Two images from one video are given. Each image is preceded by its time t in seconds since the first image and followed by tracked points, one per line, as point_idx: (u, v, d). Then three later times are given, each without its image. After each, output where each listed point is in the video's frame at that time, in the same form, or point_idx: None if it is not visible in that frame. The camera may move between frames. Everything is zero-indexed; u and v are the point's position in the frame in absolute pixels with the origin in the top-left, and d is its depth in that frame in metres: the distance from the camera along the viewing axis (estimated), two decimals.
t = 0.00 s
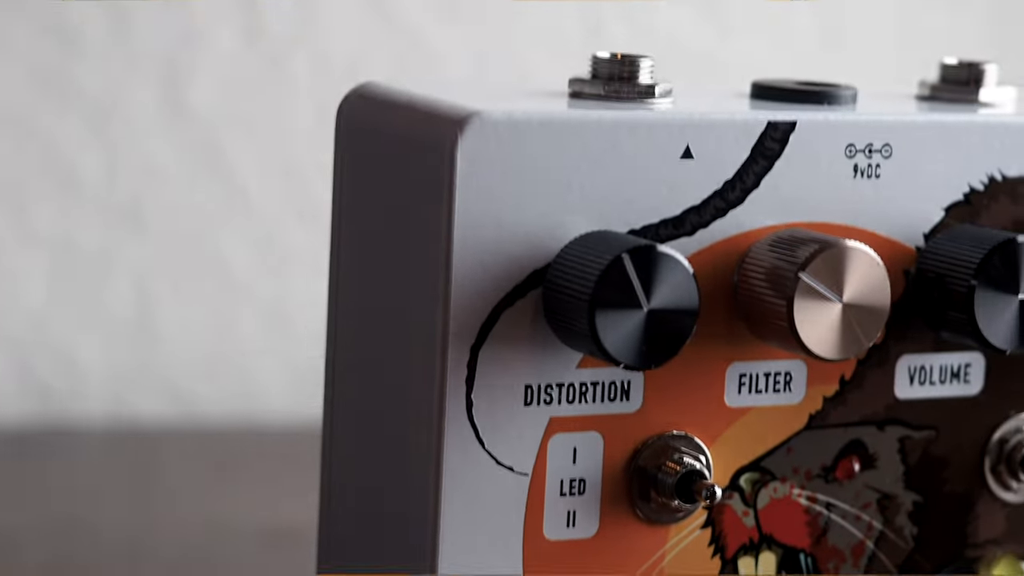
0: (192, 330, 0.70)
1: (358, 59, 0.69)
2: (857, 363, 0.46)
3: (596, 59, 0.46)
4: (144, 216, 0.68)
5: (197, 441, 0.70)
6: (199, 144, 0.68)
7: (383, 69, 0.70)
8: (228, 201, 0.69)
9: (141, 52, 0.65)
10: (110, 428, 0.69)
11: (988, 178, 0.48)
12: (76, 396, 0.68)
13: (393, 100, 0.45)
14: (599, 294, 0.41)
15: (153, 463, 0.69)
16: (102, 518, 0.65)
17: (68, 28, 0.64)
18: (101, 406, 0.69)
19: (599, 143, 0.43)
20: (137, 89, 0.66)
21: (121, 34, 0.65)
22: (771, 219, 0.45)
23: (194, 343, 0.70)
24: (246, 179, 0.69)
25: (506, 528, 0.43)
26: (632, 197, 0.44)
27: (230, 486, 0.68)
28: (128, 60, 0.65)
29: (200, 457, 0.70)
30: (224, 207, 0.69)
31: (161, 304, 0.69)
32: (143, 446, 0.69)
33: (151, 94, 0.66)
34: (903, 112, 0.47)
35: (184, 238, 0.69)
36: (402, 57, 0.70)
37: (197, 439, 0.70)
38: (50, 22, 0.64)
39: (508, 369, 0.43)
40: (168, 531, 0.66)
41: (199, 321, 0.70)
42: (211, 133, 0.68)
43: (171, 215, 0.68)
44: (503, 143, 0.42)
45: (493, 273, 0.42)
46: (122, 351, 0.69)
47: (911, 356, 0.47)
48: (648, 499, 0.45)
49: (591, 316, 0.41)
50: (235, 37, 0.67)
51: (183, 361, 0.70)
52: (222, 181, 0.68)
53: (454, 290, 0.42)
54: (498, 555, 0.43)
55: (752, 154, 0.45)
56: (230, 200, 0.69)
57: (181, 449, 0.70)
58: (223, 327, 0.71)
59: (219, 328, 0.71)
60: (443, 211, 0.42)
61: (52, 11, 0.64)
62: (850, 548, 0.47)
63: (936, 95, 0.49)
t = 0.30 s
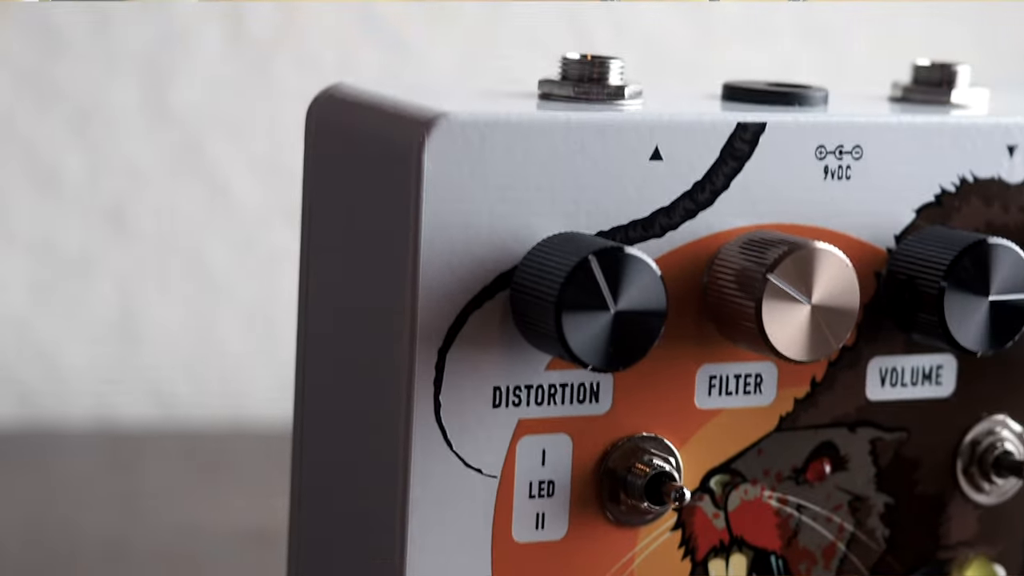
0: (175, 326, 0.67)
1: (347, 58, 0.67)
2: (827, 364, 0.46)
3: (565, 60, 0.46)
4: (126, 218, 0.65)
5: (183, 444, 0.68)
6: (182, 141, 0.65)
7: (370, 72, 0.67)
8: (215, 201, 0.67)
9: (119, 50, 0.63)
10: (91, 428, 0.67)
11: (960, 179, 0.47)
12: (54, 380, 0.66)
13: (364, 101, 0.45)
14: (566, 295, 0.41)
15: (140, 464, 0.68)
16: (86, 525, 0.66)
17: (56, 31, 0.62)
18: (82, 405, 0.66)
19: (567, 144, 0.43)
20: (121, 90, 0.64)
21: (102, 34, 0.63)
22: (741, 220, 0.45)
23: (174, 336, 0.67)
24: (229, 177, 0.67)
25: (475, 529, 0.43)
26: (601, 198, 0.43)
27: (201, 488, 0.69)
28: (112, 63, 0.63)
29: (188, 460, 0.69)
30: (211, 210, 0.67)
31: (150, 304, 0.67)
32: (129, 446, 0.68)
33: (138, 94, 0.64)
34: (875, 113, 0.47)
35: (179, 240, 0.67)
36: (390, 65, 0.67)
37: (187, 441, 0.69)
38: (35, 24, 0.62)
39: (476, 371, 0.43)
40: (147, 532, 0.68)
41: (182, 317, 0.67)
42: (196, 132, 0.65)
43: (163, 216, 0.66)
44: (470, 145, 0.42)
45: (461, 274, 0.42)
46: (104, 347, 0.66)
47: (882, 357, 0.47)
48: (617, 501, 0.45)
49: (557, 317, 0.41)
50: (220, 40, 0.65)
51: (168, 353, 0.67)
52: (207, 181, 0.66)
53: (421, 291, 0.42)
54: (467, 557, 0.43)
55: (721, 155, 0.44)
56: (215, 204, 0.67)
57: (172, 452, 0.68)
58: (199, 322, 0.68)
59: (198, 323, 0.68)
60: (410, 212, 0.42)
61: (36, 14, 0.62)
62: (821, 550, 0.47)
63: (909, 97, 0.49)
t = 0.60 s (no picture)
0: (163, 327, 0.65)
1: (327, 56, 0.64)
2: (800, 363, 0.46)
3: (535, 59, 0.46)
4: (113, 218, 0.63)
5: (172, 445, 0.66)
6: (172, 147, 0.63)
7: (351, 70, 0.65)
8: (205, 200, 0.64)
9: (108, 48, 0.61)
10: (80, 429, 0.64)
11: (934, 177, 0.47)
12: (40, 379, 0.63)
13: (334, 101, 0.45)
14: (535, 294, 0.41)
15: (125, 466, 0.65)
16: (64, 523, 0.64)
17: (39, 30, 0.60)
18: (69, 406, 0.63)
19: (537, 143, 0.43)
20: (107, 90, 0.61)
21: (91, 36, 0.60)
22: (713, 219, 0.45)
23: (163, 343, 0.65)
24: (217, 177, 0.64)
25: (445, 528, 0.43)
26: (571, 197, 0.43)
27: (190, 487, 0.66)
28: (100, 61, 0.61)
29: (176, 458, 0.66)
30: (198, 208, 0.64)
31: (133, 304, 0.64)
32: (115, 447, 0.65)
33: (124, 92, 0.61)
34: (848, 112, 0.47)
35: (163, 236, 0.64)
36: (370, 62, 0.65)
37: (174, 440, 0.66)
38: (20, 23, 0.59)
39: (447, 370, 0.43)
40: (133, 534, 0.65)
41: (170, 317, 0.65)
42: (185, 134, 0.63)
43: (152, 212, 0.63)
44: (439, 143, 0.42)
45: (431, 272, 0.42)
46: (90, 349, 0.63)
47: (855, 356, 0.47)
48: (588, 499, 0.45)
49: (526, 316, 0.41)
50: (206, 43, 0.62)
51: (151, 360, 0.65)
52: (192, 182, 0.64)
53: (391, 290, 0.42)
54: (438, 555, 0.43)
55: (692, 153, 0.44)
56: (200, 203, 0.64)
57: (158, 452, 0.65)
58: (187, 320, 0.65)
59: (187, 323, 0.65)
60: (380, 211, 0.42)
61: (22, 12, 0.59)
62: (794, 548, 0.47)
63: (883, 95, 0.49)
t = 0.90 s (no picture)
0: (147, 332, 0.65)
1: (316, 55, 0.64)
2: (773, 363, 0.46)
3: (508, 58, 0.46)
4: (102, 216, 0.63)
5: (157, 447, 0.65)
6: (157, 149, 0.64)
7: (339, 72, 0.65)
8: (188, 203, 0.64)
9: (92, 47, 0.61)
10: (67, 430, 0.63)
11: (907, 176, 0.47)
12: (28, 392, 0.63)
13: (305, 100, 0.45)
14: (503, 294, 0.41)
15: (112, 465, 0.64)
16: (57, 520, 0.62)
17: (25, 29, 0.59)
18: (55, 402, 0.63)
19: (507, 142, 0.43)
20: (91, 90, 0.62)
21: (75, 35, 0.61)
22: (684, 219, 0.45)
23: (145, 349, 0.65)
24: (202, 177, 0.64)
25: (415, 528, 0.43)
26: (542, 196, 0.43)
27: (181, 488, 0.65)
28: (83, 61, 0.61)
29: (163, 459, 0.65)
30: (184, 211, 0.65)
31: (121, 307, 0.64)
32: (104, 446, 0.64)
33: (110, 94, 0.62)
34: (821, 111, 0.47)
35: (148, 236, 0.64)
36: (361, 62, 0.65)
37: (160, 440, 0.65)
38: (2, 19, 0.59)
39: (416, 370, 0.43)
40: (119, 527, 0.63)
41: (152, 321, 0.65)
42: (167, 135, 0.63)
43: (135, 213, 0.64)
44: (409, 143, 0.42)
45: (400, 272, 0.42)
46: (76, 349, 0.64)
47: (828, 355, 0.47)
48: (560, 500, 0.44)
49: (495, 316, 0.41)
50: (190, 42, 0.62)
51: (136, 363, 0.65)
52: (179, 182, 0.64)
53: (360, 290, 0.42)
54: (408, 555, 0.43)
55: (663, 153, 0.44)
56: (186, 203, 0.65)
57: (143, 453, 0.65)
58: (171, 321, 0.66)
59: (171, 324, 0.66)
60: (349, 211, 0.42)
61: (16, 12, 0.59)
62: (767, 548, 0.47)
63: (857, 95, 0.49)
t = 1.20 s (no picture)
0: (132, 334, 0.64)
1: (301, 54, 0.64)
2: (745, 363, 0.46)
3: (479, 57, 0.46)
4: (86, 217, 0.62)
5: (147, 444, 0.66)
6: (144, 149, 0.63)
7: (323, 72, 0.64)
8: (175, 202, 0.64)
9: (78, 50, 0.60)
10: (53, 430, 0.63)
11: (880, 176, 0.47)
12: (13, 402, 0.63)
13: (276, 100, 0.45)
14: (471, 294, 0.41)
15: (95, 464, 0.65)
16: (44, 522, 0.63)
17: (11, 31, 0.59)
18: (42, 406, 0.63)
19: (477, 142, 0.43)
20: (79, 91, 0.61)
21: (60, 36, 0.60)
22: (655, 218, 0.45)
23: (129, 351, 0.65)
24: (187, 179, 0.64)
25: (385, 528, 0.43)
26: (512, 196, 0.43)
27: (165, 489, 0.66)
28: (70, 63, 0.61)
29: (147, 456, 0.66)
30: (169, 213, 0.64)
31: (106, 308, 0.64)
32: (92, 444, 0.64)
33: (95, 95, 0.61)
34: (794, 111, 0.47)
35: (137, 240, 0.63)
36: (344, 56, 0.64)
37: (149, 439, 0.66)
38: None
39: (385, 370, 0.43)
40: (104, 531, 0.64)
41: (137, 323, 0.64)
42: (156, 135, 0.63)
43: (122, 215, 0.63)
44: (378, 143, 0.41)
45: (369, 272, 0.42)
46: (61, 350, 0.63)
47: (800, 355, 0.47)
48: (530, 500, 0.44)
49: (463, 316, 0.41)
50: (177, 42, 0.62)
51: (121, 362, 0.64)
52: (165, 184, 0.63)
53: (328, 290, 0.41)
54: (377, 556, 0.43)
55: (634, 153, 0.44)
56: (173, 206, 0.64)
57: (129, 452, 0.65)
58: (158, 323, 0.65)
59: (157, 327, 0.65)
60: (318, 211, 0.41)
61: None
62: (740, 549, 0.47)
63: (830, 95, 0.49)
